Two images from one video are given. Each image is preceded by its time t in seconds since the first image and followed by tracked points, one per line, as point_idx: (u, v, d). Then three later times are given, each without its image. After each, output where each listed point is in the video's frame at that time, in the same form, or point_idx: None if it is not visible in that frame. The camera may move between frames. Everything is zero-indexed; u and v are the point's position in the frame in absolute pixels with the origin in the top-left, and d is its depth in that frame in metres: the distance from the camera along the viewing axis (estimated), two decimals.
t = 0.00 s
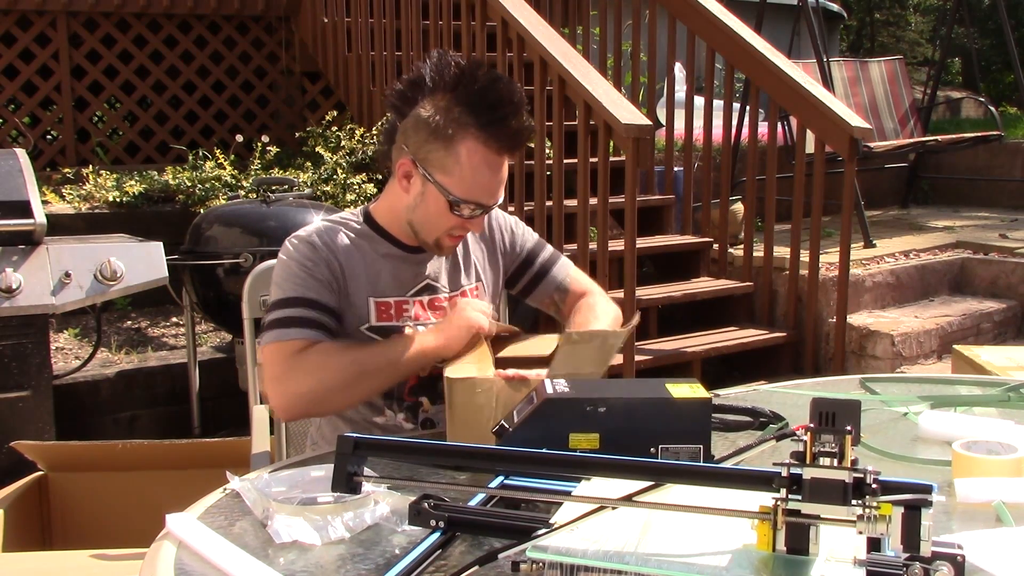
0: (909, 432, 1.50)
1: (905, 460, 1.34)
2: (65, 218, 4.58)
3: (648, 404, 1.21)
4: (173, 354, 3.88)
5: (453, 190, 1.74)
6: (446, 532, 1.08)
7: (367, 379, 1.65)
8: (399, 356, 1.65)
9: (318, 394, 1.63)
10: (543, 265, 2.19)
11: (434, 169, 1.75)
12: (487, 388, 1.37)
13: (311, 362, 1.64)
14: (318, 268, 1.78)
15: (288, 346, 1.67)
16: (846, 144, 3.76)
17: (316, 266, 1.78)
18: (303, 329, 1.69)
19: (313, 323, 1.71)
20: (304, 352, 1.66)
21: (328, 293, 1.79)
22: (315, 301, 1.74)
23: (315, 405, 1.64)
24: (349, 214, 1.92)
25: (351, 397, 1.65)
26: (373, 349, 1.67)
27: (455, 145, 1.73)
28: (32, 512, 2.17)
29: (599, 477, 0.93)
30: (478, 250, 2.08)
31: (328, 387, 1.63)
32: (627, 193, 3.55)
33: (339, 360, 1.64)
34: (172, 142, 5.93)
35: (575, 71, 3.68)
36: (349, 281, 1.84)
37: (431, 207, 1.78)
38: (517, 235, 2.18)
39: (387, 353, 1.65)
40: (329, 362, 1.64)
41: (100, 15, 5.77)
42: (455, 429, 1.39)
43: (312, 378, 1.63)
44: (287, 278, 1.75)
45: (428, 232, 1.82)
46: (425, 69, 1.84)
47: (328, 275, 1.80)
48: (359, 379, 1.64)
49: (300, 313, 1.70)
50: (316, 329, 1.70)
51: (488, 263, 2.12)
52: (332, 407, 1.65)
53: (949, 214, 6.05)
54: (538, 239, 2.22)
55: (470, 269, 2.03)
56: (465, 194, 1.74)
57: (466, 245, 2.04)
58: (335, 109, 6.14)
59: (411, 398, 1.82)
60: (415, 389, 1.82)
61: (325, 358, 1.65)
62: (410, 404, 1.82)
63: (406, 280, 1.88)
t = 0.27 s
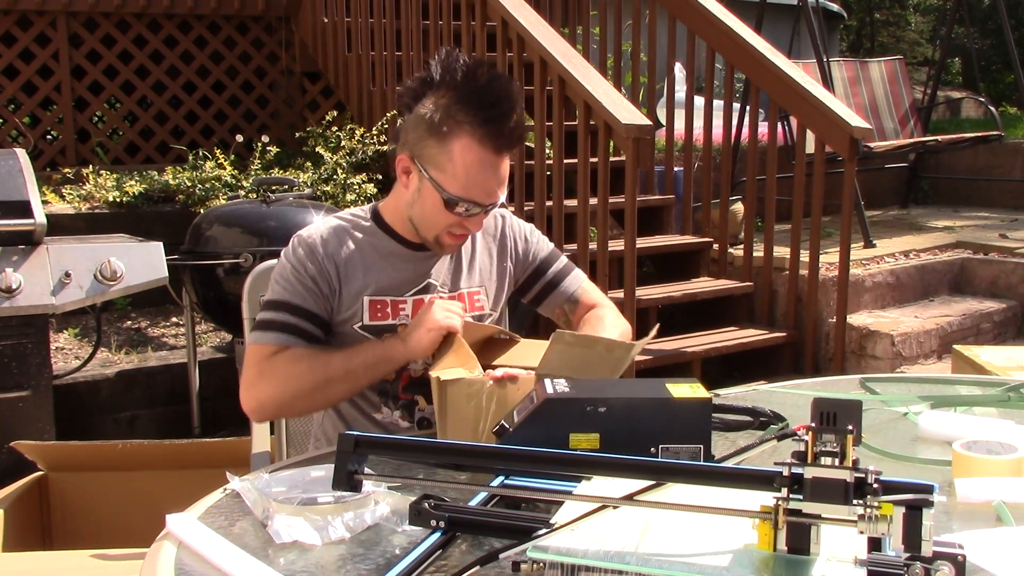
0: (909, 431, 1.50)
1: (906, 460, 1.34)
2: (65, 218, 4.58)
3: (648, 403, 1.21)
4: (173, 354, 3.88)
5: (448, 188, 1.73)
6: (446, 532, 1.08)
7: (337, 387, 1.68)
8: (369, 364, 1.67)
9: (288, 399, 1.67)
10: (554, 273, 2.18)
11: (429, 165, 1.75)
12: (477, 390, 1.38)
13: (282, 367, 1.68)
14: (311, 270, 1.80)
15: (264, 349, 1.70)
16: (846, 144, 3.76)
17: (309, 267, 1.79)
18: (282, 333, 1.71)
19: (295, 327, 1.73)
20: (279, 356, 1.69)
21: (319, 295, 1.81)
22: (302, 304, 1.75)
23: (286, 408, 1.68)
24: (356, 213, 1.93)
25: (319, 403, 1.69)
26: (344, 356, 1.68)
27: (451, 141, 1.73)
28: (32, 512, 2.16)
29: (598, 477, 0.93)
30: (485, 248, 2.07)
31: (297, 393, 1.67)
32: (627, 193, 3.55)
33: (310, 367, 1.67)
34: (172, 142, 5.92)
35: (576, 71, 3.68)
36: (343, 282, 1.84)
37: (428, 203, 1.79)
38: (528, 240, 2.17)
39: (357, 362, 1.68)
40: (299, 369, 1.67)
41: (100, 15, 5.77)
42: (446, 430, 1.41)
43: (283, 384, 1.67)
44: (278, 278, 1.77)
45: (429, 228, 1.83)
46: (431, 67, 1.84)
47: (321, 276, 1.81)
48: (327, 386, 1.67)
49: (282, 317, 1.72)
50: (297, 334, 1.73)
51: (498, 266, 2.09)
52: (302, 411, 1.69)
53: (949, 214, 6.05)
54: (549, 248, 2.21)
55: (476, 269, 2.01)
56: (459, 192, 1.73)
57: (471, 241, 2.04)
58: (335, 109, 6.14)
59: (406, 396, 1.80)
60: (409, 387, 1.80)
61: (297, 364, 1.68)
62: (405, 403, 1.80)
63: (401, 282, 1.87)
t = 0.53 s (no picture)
0: (909, 431, 1.50)
1: (906, 460, 1.34)
2: (65, 218, 4.58)
3: (648, 403, 1.21)
4: (173, 353, 3.88)
5: (454, 173, 1.74)
6: (446, 532, 1.08)
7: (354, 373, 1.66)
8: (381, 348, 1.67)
9: (304, 387, 1.65)
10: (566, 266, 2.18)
11: (435, 151, 1.75)
12: (471, 391, 1.37)
13: (297, 355, 1.66)
14: (322, 262, 1.80)
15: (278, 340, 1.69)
16: (846, 144, 3.76)
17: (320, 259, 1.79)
18: (296, 323, 1.70)
19: (307, 317, 1.72)
20: (292, 346, 1.68)
21: (330, 287, 1.80)
22: (314, 295, 1.75)
23: (301, 398, 1.66)
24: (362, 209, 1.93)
25: (337, 390, 1.67)
26: (356, 342, 1.67)
27: (456, 127, 1.74)
28: (32, 513, 2.17)
29: (599, 477, 0.93)
30: (492, 246, 2.07)
31: (313, 380, 1.65)
32: (627, 193, 3.55)
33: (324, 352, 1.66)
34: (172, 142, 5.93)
35: (576, 71, 3.68)
36: (352, 275, 1.85)
37: (434, 190, 1.78)
38: (537, 236, 2.17)
39: (371, 347, 1.67)
40: (314, 354, 1.66)
41: (100, 15, 5.77)
42: (438, 429, 1.40)
43: (298, 371, 1.65)
44: (289, 271, 1.77)
45: (432, 219, 1.82)
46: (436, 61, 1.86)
47: (331, 269, 1.81)
48: (342, 372, 1.65)
49: (294, 307, 1.71)
50: (310, 323, 1.72)
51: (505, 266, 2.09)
52: (319, 400, 1.67)
53: (949, 214, 6.05)
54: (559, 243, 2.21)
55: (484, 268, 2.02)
56: (466, 177, 1.73)
57: (477, 239, 2.04)
58: (335, 109, 6.14)
59: (409, 395, 1.82)
60: (413, 385, 1.82)
61: (312, 352, 1.66)
62: (408, 401, 1.81)
63: (410, 277, 1.88)
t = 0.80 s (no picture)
0: (910, 431, 1.50)
1: (906, 460, 1.34)
2: (64, 218, 4.58)
3: (648, 403, 1.21)
4: (173, 353, 3.88)
5: (452, 164, 1.75)
6: (446, 532, 1.08)
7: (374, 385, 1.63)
8: (394, 360, 1.61)
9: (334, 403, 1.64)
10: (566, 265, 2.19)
11: (433, 145, 1.77)
12: (469, 390, 1.37)
13: (316, 380, 1.66)
14: (324, 273, 1.79)
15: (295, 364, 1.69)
16: (846, 144, 3.76)
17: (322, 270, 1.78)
18: (309, 343, 1.70)
19: (319, 334, 1.72)
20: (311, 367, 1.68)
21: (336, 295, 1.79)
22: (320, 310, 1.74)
23: (329, 416, 1.67)
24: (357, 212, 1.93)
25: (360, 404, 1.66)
26: (372, 358, 1.64)
27: (452, 119, 1.76)
28: (32, 513, 2.16)
29: (599, 477, 0.93)
30: (494, 243, 2.07)
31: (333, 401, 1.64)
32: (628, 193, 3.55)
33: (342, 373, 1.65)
34: (172, 142, 5.92)
35: (576, 72, 3.68)
36: (355, 278, 1.83)
37: (434, 185, 1.78)
38: (537, 235, 2.18)
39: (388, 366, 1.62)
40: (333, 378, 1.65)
41: (100, 15, 5.76)
42: (436, 427, 1.40)
43: (319, 394, 1.64)
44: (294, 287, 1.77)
45: (434, 215, 1.83)
46: (428, 61, 1.90)
47: (334, 276, 1.81)
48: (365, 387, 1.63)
49: (304, 327, 1.71)
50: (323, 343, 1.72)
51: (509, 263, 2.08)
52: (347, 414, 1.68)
53: (949, 214, 6.05)
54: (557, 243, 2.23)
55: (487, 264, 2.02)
56: (465, 168, 1.75)
57: (477, 237, 2.04)
58: (335, 109, 6.14)
59: (413, 395, 1.82)
60: (417, 386, 1.82)
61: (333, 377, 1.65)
62: (412, 402, 1.82)
63: (412, 278, 1.88)
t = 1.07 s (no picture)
0: (909, 431, 1.50)
1: (906, 460, 1.34)
2: (65, 218, 4.58)
3: (648, 404, 1.21)
4: (173, 353, 3.88)
5: (449, 166, 1.73)
6: (446, 532, 1.08)
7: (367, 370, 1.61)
8: (372, 344, 1.58)
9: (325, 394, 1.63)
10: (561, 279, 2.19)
11: (430, 146, 1.75)
12: (468, 390, 1.37)
13: (312, 374, 1.64)
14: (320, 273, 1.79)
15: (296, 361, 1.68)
16: (846, 144, 3.76)
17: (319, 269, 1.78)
18: (309, 340, 1.69)
19: (318, 331, 1.71)
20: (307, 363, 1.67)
21: (334, 293, 1.79)
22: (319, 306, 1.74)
23: (331, 411, 1.65)
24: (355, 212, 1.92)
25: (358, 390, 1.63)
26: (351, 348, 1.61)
27: (450, 121, 1.75)
28: (32, 513, 2.17)
29: (599, 477, 0.93)
30: (492, 246, 2.07)
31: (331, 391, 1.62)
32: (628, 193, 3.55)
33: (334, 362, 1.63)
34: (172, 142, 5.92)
35: (576, 72, 3.68)
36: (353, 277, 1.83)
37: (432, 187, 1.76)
38: (536, 242, 2.18)
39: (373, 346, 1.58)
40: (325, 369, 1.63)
41: (100, 15, 5.76)
42: (435, 428, 1.39)
43: (316, 389, 1.63)
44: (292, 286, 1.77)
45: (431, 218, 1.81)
46: (426, 63, 1.90)
47: (331, 276, 1.81)
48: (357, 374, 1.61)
49: (302, 324, 1.70)
50: (322, 336, 1.70)
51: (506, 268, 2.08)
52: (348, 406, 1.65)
53: (949, 214, 6.05)
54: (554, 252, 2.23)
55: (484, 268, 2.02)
56: (462, 170, 1.73)
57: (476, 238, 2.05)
58: (335, 109, 6.14)
59: (411, 398, 1.82)
60: (415, 388, 1.82)
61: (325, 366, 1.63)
62: (410, 404, 1.82)
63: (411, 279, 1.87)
